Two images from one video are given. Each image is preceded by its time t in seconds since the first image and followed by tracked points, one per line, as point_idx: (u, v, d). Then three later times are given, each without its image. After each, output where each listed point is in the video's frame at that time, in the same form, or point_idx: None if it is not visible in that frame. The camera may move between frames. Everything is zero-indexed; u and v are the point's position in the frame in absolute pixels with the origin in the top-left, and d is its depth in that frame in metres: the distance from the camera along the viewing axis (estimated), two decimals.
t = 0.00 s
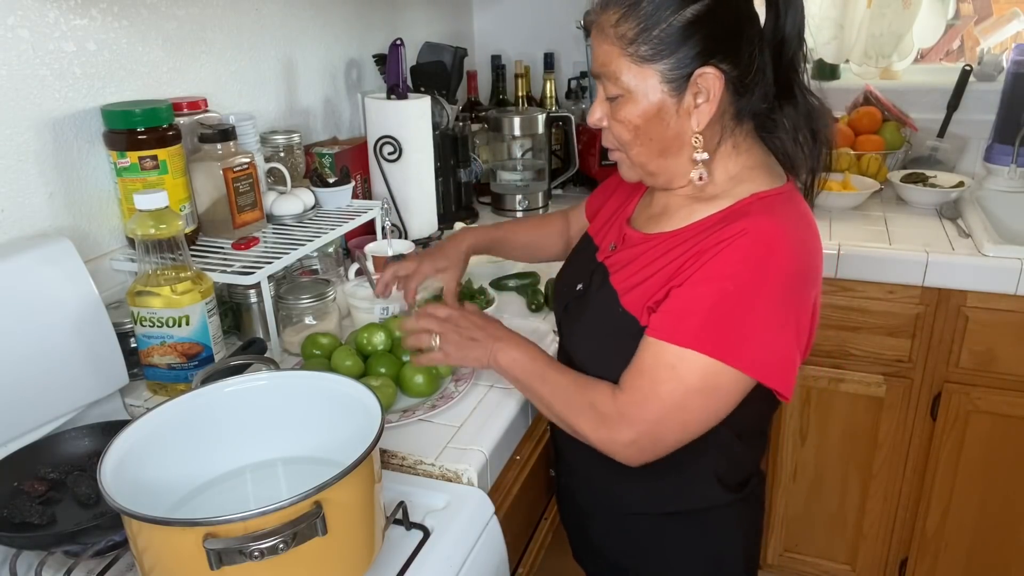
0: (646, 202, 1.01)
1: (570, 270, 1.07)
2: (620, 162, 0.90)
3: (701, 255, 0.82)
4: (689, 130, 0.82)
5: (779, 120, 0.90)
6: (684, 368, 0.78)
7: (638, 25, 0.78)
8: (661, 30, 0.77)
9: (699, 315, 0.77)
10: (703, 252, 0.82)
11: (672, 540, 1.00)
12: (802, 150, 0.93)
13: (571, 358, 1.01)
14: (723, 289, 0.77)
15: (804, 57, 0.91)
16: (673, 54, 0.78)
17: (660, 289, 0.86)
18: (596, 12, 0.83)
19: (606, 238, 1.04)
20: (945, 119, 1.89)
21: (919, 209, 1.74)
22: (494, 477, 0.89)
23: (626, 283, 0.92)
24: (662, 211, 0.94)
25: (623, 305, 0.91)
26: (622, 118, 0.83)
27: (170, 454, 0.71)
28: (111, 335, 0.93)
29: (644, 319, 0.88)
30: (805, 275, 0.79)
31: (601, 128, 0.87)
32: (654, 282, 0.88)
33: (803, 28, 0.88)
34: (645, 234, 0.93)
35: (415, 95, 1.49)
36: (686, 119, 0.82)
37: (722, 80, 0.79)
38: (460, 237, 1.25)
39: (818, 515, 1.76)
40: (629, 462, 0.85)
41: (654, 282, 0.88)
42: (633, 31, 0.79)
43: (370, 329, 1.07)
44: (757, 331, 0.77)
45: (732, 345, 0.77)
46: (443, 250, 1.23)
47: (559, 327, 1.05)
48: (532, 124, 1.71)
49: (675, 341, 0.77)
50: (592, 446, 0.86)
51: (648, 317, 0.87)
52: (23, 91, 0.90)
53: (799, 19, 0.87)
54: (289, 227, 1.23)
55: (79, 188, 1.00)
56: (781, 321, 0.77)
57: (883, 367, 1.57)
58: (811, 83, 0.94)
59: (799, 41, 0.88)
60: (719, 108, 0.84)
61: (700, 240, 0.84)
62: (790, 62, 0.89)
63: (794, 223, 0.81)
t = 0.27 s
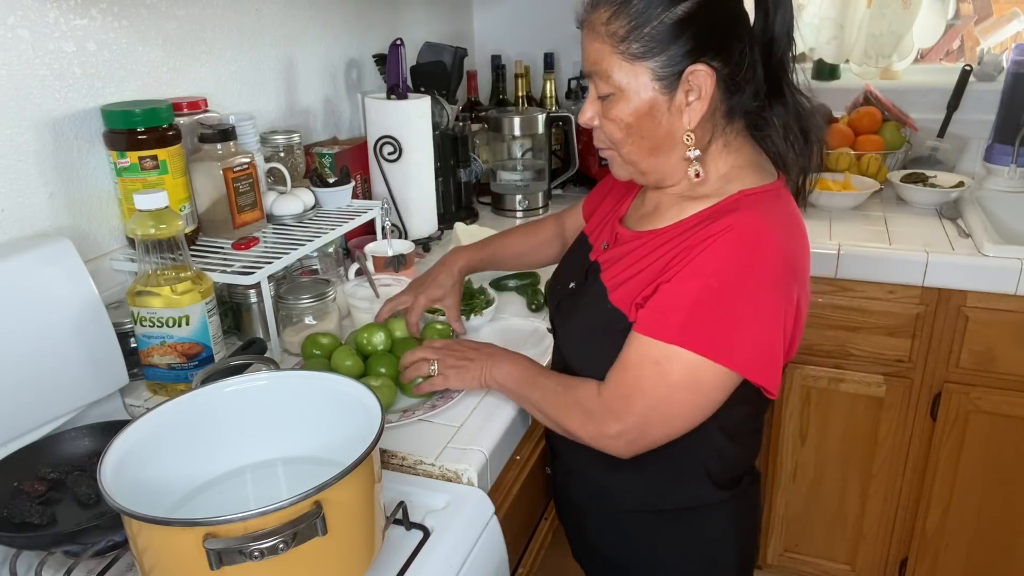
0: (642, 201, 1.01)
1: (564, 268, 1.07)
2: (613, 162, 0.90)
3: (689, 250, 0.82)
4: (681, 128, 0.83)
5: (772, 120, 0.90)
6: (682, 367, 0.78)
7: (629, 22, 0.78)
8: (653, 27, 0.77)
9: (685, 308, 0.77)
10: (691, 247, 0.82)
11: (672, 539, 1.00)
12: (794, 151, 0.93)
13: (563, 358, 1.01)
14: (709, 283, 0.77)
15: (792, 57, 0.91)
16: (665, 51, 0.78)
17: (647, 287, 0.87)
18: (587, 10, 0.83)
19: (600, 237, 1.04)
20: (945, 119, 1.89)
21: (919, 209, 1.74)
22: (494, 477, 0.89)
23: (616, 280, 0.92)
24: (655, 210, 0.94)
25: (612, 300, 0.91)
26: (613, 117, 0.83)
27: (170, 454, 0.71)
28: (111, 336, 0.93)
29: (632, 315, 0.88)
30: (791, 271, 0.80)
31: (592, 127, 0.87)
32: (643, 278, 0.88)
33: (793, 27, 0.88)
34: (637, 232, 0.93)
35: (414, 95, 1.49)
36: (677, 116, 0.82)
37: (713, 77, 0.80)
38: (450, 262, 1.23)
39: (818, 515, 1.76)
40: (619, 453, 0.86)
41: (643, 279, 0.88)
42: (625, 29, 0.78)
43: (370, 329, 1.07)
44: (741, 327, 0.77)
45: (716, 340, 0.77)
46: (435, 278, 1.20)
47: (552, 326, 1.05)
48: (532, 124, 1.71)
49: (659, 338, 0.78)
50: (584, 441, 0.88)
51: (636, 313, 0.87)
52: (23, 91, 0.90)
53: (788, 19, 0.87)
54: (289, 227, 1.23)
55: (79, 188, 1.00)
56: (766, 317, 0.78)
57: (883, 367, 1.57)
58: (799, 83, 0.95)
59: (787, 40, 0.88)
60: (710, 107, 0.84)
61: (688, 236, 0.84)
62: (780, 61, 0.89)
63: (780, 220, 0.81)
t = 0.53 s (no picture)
0: (641, 201, 1.01)
1: (563, 268, 1.07)
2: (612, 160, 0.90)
3: (687, 248, 0.82)
4: (680, 126, 0.83)
5: (770, 120, 0.90)
6: (682, 367, 0.78)
7: (629, 21, 0.78)
8: (653, 26, 0.77)
9: (683, 307, 0.77)
10: (689, 245, 0.82)
11: (671, 539, 1.00)
12: (793, 151, 0.93)
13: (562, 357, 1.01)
14: (707, 281, 0.77)
15: (789, 58, 0.91)
16: (665, 50, 0.78)
17: (646, 285, 0.87)
18: (587, 9, 0.83)
19: (599, 236, 1.04)
20: (946, 119, 1.89)
21: (919, 209, 1.74)
22: (493, 477, 0.89)
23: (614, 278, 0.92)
24: (654, 209, 0.94)
25: (611, 297, 0.91)
26: (613, 115, 0.83)
27: (170, 454, 0.71)
28: (111, 336, 0.93)
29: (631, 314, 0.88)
30: (787, 269, 0.80)
31: (592, 127, 0.87)
32: (641, 277, 0.88)
33: (790, 28, 0.88)
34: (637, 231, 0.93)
35: (414, 95, 1.49)
36: (677, 115, 0.82)
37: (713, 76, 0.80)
38: (449, 262, 1.23)
39: (818, 515, 1.76)
40: (621, 450, 0.87)
41: (641, 278, 0.88)
42: (625, 28, 0.78)
43: (370, 329, 1.07)
44: (739, 325, 0.77)
45: (714, 338, 0.77)
46: (433, 276, 1.20)
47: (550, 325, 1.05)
48: (532, 124, 1.71)
49: (658, 335, 0.78)
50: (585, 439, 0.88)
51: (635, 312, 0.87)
52: (23, 91, 0.90)
53: (785, 19, 0.87)
54: (289, 227, 1.23)
55: (79, 188, 1.00)
56: (763, 315, 0.78)
57: (884, 367, 1.57)
58: (796, 83, 0.95)
59: (785, 41, 0.88)
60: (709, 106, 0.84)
61: (686, 234, 0.84)
62: (778, 61, 0.89)
63: (777, 218, 0.81)
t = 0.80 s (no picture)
0: (642, 202, 1.01)
1: (563, 269, 1.07)
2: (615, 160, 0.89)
3: (690, 250, 0.82)
4: (697, 121, 0.83)
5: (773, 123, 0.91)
6: (684, 367, 0.78)
7: (653, 12, 0.77)
8: (678, 18, 0.76)
9: (686, 310, 0.77)
10: (692, 248, 0.82)
11: (671, 538, 1.00)
12: (797, 153, 0.94)
13: (562, 358, 1.01)
14: (710, 284, 0.77)
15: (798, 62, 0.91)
16: (687, 44, 0.77)
17: (649, 287, 0.87)
18: None
19: (601, 236, 1.04)
20: (945, 119, 1.90)
21: (919, 209, 1.74)
22: (494, 477, 0.89)
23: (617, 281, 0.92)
24: (656, 211, 0.95)
25: (613, 298, 0.91)
26: (626, 110, 0.82)
27: (170, 454, 0.71)
28: (111, 336, 0.93)
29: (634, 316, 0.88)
30: (789, 271, 0.80)
31: (602, 120, 0.86)
32: (644, 279, 0.88)
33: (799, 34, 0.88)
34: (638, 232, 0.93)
35: (415, 95, 1.50)
36: (694, 110, 0.82)
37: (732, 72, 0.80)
38: (448, 261, 1.23)
39: (818, 515, 1.76)
40: (624, 451, 0.87)
41: (644, 280, 0.88)
42: (649, 19, 0.77)
43: (369, 328, 1.07)
44: (739, 326, 0.77)
45: (714, 339, 0.77)
46: (433, 276, 1.20)
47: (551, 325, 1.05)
48: (532, 124, 1.71)
49: (659, 336, 0.78)
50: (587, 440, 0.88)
51: (638, 313, 0.87)
52: (23, 91, 0.90)
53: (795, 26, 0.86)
54: (290, 227, 1.23)
55: (79, 188, 1.00)
56: (764, 316, 0.78)
57: (884, 367, 1.57)
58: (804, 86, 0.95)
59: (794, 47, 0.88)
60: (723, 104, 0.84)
61: (688, 236, 0.84)
62: (786, 66, 0.89)
63: (780, 220, 0.81)
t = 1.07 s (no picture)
0: (642, 203, 1.01)
1: (562, 271, 1.07)
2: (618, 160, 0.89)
3: (693, 253, 0.82)
4: (726, 109, 0.85)
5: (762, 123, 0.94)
6: (684, 367, 0.78)
7: None
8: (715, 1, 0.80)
9: (689, 313, 0.77)
10: (694, 250, 0.82)
11: (671, 538, 1.00)
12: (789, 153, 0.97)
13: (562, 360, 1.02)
14: (713, 287, 0.77)
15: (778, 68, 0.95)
16: (723, 28, 0.81)
17: (651, 289, 0.87)
18: None
19: (601, 238, 1.04)
20: (945, 119, 1.90)
21: (919, 209, 1.74)
22: (494, 477, 0.89)
23: (620, 284, 0.92)
24: (656, 212, 0.95)
25: (617, 301, 0.91)
26: (650, 97, 0.82)
27: (170, 455, 0.71)
28: (111, 336, 0.93)
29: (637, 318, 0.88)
30: (790, 273, 0.80)
31: (624, 110, 0.85)
32: (646, 281, 0.88)
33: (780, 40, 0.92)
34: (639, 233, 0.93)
35: (415, 95, 1.49)
36: (724, 97, 0.85)
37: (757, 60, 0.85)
38: (445, 261, 1.23)
39: (818, 516, 1.76)
40: (625, 452, 0.87)
41: (647, 282, 0.88)
42: None
43: (369, 328, 1.07)
44: (739, 327, 0.77)
45: (714, 340, 0.77)
46: (432, 276, 1.20)
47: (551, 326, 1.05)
48: (532, 124, 1.71)
49: (659, 336, 0.78)
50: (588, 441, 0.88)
51: (640, 316, 0.87)
52: (23, 91, 0.90)
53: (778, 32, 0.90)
54: (289, 227, 1.23)
55: (79, 188, 1.00)
56: (765, 318, 0.78)
57: (883, 367, 1.57)
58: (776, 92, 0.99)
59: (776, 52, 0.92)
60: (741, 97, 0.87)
61: (690, 238, 0.84)
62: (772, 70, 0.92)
63: (781, 223, 0.81)
